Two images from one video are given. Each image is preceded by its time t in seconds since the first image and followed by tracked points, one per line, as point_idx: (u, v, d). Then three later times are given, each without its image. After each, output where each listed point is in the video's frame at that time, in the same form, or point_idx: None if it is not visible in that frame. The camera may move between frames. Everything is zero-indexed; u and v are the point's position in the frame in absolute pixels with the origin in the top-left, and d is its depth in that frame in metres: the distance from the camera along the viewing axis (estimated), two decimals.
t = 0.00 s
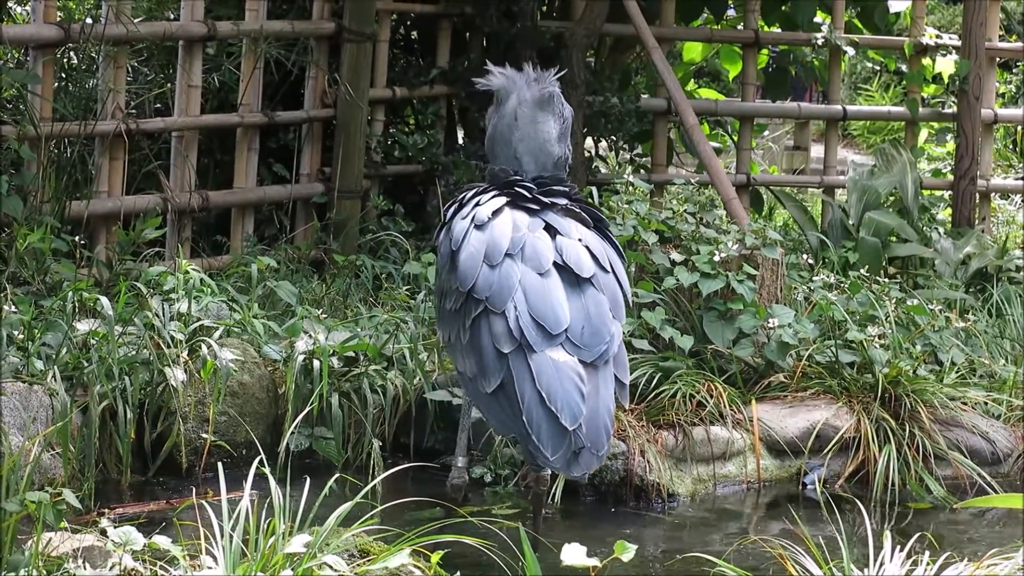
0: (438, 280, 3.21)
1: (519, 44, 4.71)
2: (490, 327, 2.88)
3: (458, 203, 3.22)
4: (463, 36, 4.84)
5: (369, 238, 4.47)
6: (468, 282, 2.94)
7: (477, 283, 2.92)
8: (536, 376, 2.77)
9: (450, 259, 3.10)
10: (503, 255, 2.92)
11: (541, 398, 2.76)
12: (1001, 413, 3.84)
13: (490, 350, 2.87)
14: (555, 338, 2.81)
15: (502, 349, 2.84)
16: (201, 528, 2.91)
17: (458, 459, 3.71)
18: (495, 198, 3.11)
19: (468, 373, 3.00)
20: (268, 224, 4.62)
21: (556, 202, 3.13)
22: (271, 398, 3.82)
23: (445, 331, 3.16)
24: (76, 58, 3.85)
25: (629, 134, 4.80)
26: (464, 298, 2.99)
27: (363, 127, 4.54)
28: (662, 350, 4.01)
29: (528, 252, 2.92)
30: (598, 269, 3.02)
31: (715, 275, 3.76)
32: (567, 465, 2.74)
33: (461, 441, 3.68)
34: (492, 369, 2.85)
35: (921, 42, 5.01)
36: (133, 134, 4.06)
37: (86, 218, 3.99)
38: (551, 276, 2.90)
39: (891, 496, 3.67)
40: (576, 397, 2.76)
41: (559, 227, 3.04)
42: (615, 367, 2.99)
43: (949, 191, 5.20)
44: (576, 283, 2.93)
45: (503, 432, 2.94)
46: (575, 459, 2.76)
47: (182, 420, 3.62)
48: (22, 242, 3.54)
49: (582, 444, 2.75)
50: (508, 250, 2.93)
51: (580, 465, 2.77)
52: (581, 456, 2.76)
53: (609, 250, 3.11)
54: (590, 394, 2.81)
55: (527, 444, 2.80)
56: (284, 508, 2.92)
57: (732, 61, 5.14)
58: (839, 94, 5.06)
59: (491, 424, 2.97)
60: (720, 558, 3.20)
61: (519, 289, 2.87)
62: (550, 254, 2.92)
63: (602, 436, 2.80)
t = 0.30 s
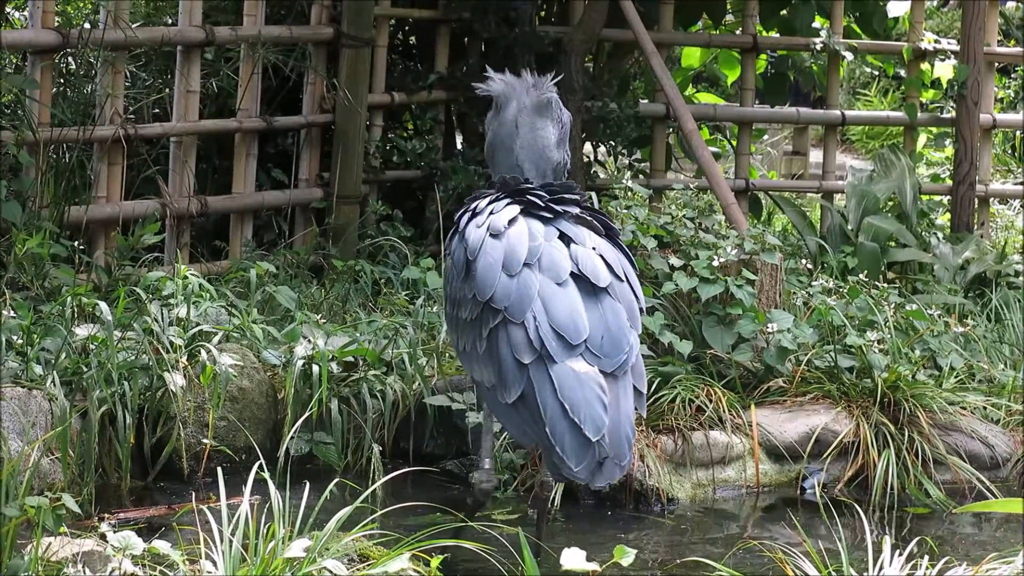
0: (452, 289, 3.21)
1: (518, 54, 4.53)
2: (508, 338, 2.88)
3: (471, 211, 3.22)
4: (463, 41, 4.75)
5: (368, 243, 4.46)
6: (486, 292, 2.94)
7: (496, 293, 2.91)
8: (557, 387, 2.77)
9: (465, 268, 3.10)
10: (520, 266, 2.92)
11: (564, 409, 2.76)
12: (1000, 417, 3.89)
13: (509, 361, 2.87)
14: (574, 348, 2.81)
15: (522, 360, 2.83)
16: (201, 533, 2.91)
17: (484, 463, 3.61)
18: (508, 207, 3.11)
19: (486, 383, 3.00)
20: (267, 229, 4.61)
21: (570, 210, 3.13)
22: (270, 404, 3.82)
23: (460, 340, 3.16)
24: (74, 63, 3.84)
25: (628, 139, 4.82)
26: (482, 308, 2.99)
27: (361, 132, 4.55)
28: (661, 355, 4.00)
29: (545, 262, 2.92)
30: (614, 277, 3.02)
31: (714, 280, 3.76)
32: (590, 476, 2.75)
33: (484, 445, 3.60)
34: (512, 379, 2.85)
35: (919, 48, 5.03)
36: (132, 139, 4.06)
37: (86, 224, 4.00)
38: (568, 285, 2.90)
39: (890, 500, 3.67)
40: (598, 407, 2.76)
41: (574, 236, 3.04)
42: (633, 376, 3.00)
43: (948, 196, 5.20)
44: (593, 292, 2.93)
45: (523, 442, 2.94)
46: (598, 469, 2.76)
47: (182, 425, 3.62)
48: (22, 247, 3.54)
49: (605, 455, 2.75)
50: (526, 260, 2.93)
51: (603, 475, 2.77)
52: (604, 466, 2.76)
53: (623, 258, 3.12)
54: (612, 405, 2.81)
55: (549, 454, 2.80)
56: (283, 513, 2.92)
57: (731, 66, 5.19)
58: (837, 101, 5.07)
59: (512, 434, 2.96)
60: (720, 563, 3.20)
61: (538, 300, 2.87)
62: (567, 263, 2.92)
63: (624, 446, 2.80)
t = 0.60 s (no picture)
0: (455, 292, 3.20)
1: (515, 57, 4.47)
2: (519, 332, 2.88)
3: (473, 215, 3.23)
4: (460, 44, 4.73)
5: (365, 245, 4.47)
6: (493, 289, 2.94)
7: (504, 288, 2.92)
8: (572, 376, 2.77)
9: (470, 268, 3.10)
10: (527, 262, 2.93)
11: (579, 396, 2.75)
12: (997, 421, 3.89)
13: (521, 355, 2.86)
14: (586, 338, 2.82)
15: (533, 352, 2.83)
16: (197, 536, 2.91)
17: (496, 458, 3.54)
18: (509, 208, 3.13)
19: (496, 379, 2.99)
20: (263, 232, 4.60)
21: (572, 210, 3.15)
22: (267, 407, 3.82)
23: (466, 342, 3.15)
24: (71, 67, 3.84)
25: (625, 141, 4.84)
26: (489, 306, 2.99)
27: (358, 135, 4.54)
28: (658, 358, 4.01)
29: (551, 258, 2.93)
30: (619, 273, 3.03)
31: (711, 283, 3.76)
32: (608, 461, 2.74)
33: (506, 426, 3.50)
34: (524, 371, 2.85)
35: (916, 50, 5.00)
36: (128, 142, 4.06)
37: (82, 226, 3.99)
38: (576, 279, 2.91)
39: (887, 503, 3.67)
40: (613, 394, 2.76)
41: (577, 234, 3.06)
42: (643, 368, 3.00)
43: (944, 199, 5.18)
44: (600, 286, 2.94)
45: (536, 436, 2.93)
46: (615, 455, 2.75)
47: (178, 427, 3.62)
48: (18, 250, 3.53)
49: (622, 440, 2.74)
50: (533, 256, 2.94)
51: (619, 460, 2.77)
52: (620, 451, 2.76)
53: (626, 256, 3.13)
54: (626, 392, 2.81)
55: (565, 442, 2.79)
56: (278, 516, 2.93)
57: (728, 69, 5.22)
58: (834, 104, 5.08)
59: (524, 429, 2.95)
60: (716, 566, 3.20)
61: (547, 293, 2.88)
62: (574, 259, 2.93)
63: (640, 433, 2.80)
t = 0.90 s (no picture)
0: (455, 292, 3.18)
1: (511, 57, 4.74)
2: (531, 318, 2.87)
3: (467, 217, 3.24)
4: (455, 45, 4.84)
5: (360, 247, 4.47)
6: (500, 279, 2.93)
7: (512, 278, 2.91)
8: (593, 354, 2.76)
9: (471, 265, 3.09)
10: (533, 251, 2.93)
11: (603, 373, 2.74)
12: (992, 422, 3.89)
13: (536, 340, 2.85)
14: (600, 319, 2.82)
15: (549, 335, 2.82)
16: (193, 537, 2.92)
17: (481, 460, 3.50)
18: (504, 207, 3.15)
19: (508, 371, 2.97)
20: (260, 233, 4.63)
21: (566, 211, 3.20)
22: (262, 408, 3.83)
23: (471, 339, 3.12)
24: (66, 68, 3.86)
25: (620, 143, 4.81)
26: (496, 297, 2.97)
27: (354, 136, 4.53)
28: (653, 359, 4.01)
29: (555, 247, 2.94)
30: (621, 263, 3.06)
31: (707, 285, 3.75)
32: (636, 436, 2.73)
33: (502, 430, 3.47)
34: (542, 355, 2.83)
35: (913, 52, 4.97)
36: (124, 143, 4.05)
37: (78, 227, 3.98)
38: (582, 266, 2.92)
39: (881, 505, 3.67)
40: (635, 370, 2.76)
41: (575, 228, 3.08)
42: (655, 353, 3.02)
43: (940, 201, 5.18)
44: (607, 272, 2.95)
45: (555, 422, 2.90)
46: (642, 430, 2.75)
47: (174, 428, 3.62)
48: (14, 251, 3.53)
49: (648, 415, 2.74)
50: (537, 246, 2.94)
51: (647, 436, 2.76)
52: (647, 427, 2.75)
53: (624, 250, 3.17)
54: (647, 369, 2.81)
55: (591, 422, 2.77)
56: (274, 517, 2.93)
57: (723, 70, 5.22)
58: (830, 105, 5.08)
59: (541, 418, 2.92)
60: (710, 567, 3.20)
61: (557, 279, 2.88)
62: (577, 247, 2.94)
63: (662, 409, 2.80)
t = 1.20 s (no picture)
0: (433, 299, 3.19)
1: (510, 61, 4.75)
2: (509, 323, 2.86)
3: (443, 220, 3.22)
4: (453, 48, 4.84)
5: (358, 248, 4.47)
6: (477, 285, 2.92)
7: (488, 283, 2.90)
8: (571, 358, 2.77)
9: (448, 270, 3.09)
10: (509, 255, 2.91)
11: (581, 377, 2.75)
12: (990, 427, 3.89)
13: (514, 345, 2.85)
14: (579, 322, 2.81)
15: (527, 340, 2.82)
16: (190, 539, 2.92)
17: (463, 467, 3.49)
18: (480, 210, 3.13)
19: (487, 376, 2.99)
20: (257, 236, 4.66)
21: (543, 210, 3.17)
22: (260, 410, 3.83)
23: (450, 345, 3.12)
24: (65, 69, 3.88)
25: (618, 146, 4.82)
26: (473, 304, 2.97)
27: (352, 139, 4.53)
28: (651, 363, 4.01)
29: (532, 249, 2.92)
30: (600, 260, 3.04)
31: (705, 288, 3.76)
32: (617, 439, 2.75)
33: (466, 453, 3.43)
34: (521, 361, 2.84)
35: (912, 56, 4.96)
36: (122, 145, 4.05)
37: (76, 229, 3.98)
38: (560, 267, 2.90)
39: (879, 509, 3.67)
40: (614, 373, 2.77)
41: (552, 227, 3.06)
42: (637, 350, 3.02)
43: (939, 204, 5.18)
44: (585, 272, 2.94)
45: (536, 426, 2.92)
46: (623, 432, 2.77)
47: (171, 430, 3.63)
48: (13, 252, 3.54)
49: (629, 418, 2.76)
50: (513, 250, 2.92)
51: (628, 438, 2.78)
52: (628, 429, 2.77)
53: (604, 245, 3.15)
54: (626, 371, 2.82)
55: (572, 426, 2.79)
56: (272, 520, 2.93)
57: (722, 74, 5.17)
58: (828, 108, 5.06)
59: (522, 422, 2.94)
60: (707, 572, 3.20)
61: (534, 282, 2.86)
62: (554, 248, 2.92)
63: (644, 410, 2.82)
